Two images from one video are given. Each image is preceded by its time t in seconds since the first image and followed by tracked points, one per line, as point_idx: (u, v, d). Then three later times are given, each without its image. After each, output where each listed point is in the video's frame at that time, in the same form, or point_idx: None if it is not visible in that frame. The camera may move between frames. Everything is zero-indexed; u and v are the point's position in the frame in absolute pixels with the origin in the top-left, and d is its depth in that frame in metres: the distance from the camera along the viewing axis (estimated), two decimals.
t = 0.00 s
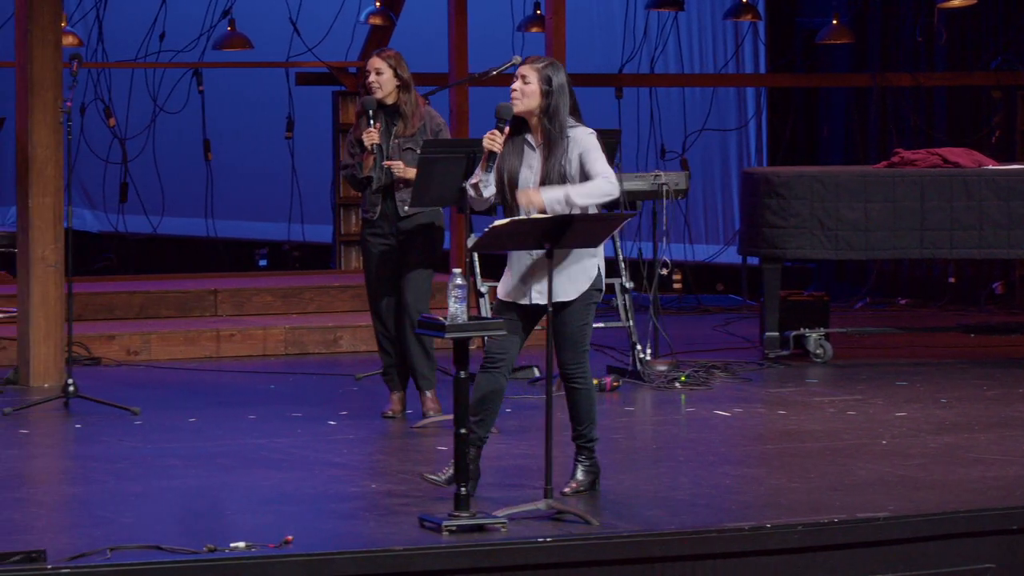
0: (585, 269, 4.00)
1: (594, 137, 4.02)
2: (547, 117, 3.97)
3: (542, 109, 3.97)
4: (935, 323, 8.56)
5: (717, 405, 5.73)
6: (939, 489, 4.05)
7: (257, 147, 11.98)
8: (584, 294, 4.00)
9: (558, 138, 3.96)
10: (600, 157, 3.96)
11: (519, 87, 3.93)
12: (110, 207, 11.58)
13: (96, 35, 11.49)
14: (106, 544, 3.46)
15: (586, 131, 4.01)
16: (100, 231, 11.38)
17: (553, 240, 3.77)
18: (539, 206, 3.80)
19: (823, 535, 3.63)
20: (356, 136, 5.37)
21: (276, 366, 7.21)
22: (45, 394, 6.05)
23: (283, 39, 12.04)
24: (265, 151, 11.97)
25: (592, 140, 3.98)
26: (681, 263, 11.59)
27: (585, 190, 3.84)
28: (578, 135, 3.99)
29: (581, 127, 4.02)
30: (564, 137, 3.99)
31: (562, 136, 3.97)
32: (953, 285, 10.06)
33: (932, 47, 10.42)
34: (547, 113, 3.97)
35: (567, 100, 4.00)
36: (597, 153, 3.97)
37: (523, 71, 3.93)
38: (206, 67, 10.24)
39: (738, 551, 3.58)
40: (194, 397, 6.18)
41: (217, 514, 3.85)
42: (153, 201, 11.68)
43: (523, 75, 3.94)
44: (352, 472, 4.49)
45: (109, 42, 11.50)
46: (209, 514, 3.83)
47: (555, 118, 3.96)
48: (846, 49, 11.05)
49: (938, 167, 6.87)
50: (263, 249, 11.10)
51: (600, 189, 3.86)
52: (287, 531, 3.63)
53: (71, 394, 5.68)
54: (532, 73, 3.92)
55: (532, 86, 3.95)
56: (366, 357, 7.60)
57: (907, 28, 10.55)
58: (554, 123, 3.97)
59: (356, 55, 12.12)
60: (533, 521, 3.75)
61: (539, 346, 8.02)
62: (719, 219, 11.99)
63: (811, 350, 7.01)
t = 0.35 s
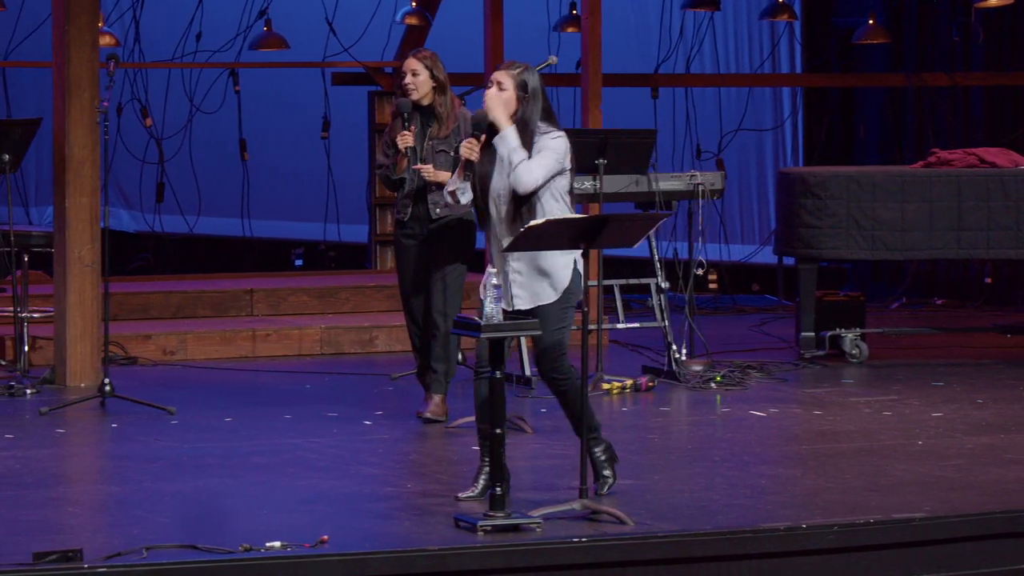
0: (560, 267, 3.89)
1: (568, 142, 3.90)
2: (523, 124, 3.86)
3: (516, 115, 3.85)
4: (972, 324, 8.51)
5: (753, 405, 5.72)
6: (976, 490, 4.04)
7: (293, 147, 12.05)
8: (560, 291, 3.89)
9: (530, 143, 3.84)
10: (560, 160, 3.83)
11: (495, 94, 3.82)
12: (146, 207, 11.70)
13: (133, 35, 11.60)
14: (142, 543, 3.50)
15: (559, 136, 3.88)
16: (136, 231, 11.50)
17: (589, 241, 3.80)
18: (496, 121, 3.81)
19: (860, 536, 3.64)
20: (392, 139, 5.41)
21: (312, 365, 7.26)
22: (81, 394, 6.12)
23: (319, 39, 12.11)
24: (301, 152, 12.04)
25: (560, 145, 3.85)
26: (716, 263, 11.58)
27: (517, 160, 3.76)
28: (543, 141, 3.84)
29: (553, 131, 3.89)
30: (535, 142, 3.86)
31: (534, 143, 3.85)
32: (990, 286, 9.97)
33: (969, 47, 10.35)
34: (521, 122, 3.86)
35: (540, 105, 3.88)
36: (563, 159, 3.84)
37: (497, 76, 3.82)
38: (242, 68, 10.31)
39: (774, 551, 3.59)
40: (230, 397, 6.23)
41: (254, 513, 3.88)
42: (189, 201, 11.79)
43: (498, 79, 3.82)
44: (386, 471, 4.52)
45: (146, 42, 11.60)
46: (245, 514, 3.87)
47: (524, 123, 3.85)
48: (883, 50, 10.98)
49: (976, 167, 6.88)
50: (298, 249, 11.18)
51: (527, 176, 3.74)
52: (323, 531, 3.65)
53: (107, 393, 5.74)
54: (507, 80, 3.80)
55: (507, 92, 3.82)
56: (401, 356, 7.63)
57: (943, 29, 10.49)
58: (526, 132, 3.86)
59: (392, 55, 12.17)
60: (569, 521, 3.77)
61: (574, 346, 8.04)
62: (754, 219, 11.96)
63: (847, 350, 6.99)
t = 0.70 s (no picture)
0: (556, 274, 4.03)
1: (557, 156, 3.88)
2: (507, 139, 3.86)
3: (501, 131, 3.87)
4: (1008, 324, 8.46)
5: (788, 406, 5.72)
6: (1012, 491, 4.03)
7: (329, 147, 12.12)
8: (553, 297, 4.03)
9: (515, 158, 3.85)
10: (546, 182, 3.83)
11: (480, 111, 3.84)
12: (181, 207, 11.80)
13: (168, 35, 11.69)
14: (178, 541, 3.54)
15: (546, 152, 3.87)
16: (171, 231, 11.57)
17: (623, 241, 3.83)
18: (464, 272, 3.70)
19: (896, 536, 3.64)
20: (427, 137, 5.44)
21: (347, 365, 7.31)
22: (116, 394, 6.18)
23: (353, 38, 12.16)
24: (336, 152, 12.11)
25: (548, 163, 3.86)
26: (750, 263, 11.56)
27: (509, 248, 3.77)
28: (531, 157, 3.85)
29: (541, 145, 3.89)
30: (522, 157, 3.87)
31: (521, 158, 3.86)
32: None
33: (1005, 46, 10.32)
34: (507, 136, 3.86)
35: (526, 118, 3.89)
36: (550, 179, 3.84)
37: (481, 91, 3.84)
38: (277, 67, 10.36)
39: (810, 552, 3.59)
40: (264, 397, 6.28)
41: (289, 513, 3.92)
42: (224, 201, 11.87)
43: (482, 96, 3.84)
44: (421, 471, 4.56)
45: (180, 42, 11.70)
46: (281, 513, 3.91)
47: (511, 140, 3.86)
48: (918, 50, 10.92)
49: (1012, 167, 6.90)
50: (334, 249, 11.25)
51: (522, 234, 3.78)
52: (359, 530, 3.68)
53: (143, 393, 5.79)
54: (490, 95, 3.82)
55: (491, 108, 3.84)
56: (435, 357, 7.67)
57: (980, 30, 10.46)
58: (511, 147, 3.85)
59: (426, 55, 12.21)
60: (604, 521, 3.78)
61: (608, 346, 8.05)
62: (789, 219, 11.93)
63: (882, 350, 6.96)
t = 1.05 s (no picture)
0: (547, 270, 3.92)
1: (566, 146, 3.91)
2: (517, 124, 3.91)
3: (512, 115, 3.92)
4: None
5: (823, 406, 5.71)
6: None
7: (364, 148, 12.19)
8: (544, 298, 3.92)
9: (525, 144, 3.91)
10: (550, 161, 3.85)
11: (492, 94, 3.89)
12: (218, 207, 11.82)
13: (203, 35, 11.77)
14: (212, 540, 3.58)
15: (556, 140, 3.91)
16: (207, 231, 11.61)
17: (658, 240, 3.84)
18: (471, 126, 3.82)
19: (931, 537, 3.65)
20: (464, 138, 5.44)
21: (381, 365, 7.35)
22: (151, 394, 6.24)
23: (388, 39, 12.22)
24: (371, 152, 12.18)
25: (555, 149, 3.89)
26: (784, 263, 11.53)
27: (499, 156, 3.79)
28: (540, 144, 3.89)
29: (551, 133, 3.93)
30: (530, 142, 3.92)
31: (530, 143, 3.91)
32: None
33: None
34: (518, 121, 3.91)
35: (540, 107, 3.93)
36: (554, 162, 3.86)
37: (494, 76, 3.87)
38: (312, 68, 10.42)
39: (844, 552, 3.60)
40: (299, 397, 6.33)
41: (323, 512, 3.96)
42: (258, 201, 11.94)
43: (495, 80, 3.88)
44: (455, 471, 4.59)
45: (215, 42, 11.78)
46: (317, 512, 3.95)
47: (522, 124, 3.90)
48: (954, 49, 10.86)
49: None
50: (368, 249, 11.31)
51: (514, 174, 3.78)
52: (392, 531, 3.71)
53: (178, 393, 5.85)
54: (503, 81, 3.86)
55: (503, 93, 3.89)
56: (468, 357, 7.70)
57: (1016, 29, 10.39)
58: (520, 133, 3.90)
59: (461, 55, 12.24)
60: (638, 521, 3.79)
61: (642, 346, 8.06)
62: (824, 219, 11.88)
63: (918, 351, 6.91)
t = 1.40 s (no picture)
0: (543, 272, 3.90)
1: (565, 144, 3.93)
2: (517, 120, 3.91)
3: (512, 112, 3.92)
4: None
5: (855, 406, 5.70)
6: None
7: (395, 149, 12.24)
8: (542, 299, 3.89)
9: (524, 141, 3.91)
10: (551, 161, 3.87)
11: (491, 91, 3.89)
12: (249, 207, 11.93)
13: (235, 35, 11.83)
14: (244, 540, 3.62)
15: (555, 138, 3.92)
16: (239, 231, 11.68)
17: (690, 241, 3.84)
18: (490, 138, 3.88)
19: (964, 537, 3.66)
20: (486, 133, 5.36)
21: (413, 365, 7.39)
22: (184, 393, 6.30)
23: (420, 39, 12.27)
24: (404, 152, 12.25)
25: (552, 147, 3.89)
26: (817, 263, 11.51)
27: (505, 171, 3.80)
28: (539, 142, 3.90)
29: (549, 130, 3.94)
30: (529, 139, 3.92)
31: (529, 140, 3.91)
32: None
33: None
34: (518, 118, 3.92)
35: (539, 101, 3.92)
36: (555, 164, 3.88)
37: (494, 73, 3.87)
38: (345, 67, 10.48)
39: (877, 553, 3.61)
40: (330, 396, 6.38)
41: (356, 512, 3.99)
42: (291, 201, 12.03)
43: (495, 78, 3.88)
44: (488, 471, 4.61)
45: (248, 42, 11.84)
46: (350, 512, 3.98)
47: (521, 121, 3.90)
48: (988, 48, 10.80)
49: None
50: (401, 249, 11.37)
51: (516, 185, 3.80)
52: (424, 531, 3.73)
53: (210, 393, 5.90)
54: (502, 79, 3.86)
55: (503, 90, 3.89)
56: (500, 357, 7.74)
57: None
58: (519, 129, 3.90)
59: (493, 55, 12.28)
60: (670, 521, 3.81)
61: (674, 346, 8.07)
62: (857, 219, 11.83)
63: (950, 351, 6.91)
